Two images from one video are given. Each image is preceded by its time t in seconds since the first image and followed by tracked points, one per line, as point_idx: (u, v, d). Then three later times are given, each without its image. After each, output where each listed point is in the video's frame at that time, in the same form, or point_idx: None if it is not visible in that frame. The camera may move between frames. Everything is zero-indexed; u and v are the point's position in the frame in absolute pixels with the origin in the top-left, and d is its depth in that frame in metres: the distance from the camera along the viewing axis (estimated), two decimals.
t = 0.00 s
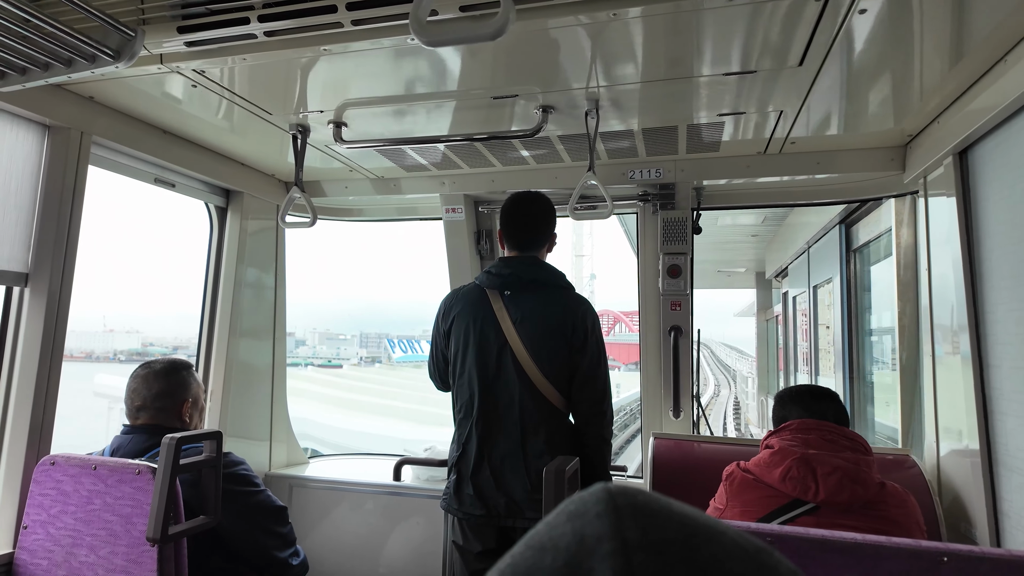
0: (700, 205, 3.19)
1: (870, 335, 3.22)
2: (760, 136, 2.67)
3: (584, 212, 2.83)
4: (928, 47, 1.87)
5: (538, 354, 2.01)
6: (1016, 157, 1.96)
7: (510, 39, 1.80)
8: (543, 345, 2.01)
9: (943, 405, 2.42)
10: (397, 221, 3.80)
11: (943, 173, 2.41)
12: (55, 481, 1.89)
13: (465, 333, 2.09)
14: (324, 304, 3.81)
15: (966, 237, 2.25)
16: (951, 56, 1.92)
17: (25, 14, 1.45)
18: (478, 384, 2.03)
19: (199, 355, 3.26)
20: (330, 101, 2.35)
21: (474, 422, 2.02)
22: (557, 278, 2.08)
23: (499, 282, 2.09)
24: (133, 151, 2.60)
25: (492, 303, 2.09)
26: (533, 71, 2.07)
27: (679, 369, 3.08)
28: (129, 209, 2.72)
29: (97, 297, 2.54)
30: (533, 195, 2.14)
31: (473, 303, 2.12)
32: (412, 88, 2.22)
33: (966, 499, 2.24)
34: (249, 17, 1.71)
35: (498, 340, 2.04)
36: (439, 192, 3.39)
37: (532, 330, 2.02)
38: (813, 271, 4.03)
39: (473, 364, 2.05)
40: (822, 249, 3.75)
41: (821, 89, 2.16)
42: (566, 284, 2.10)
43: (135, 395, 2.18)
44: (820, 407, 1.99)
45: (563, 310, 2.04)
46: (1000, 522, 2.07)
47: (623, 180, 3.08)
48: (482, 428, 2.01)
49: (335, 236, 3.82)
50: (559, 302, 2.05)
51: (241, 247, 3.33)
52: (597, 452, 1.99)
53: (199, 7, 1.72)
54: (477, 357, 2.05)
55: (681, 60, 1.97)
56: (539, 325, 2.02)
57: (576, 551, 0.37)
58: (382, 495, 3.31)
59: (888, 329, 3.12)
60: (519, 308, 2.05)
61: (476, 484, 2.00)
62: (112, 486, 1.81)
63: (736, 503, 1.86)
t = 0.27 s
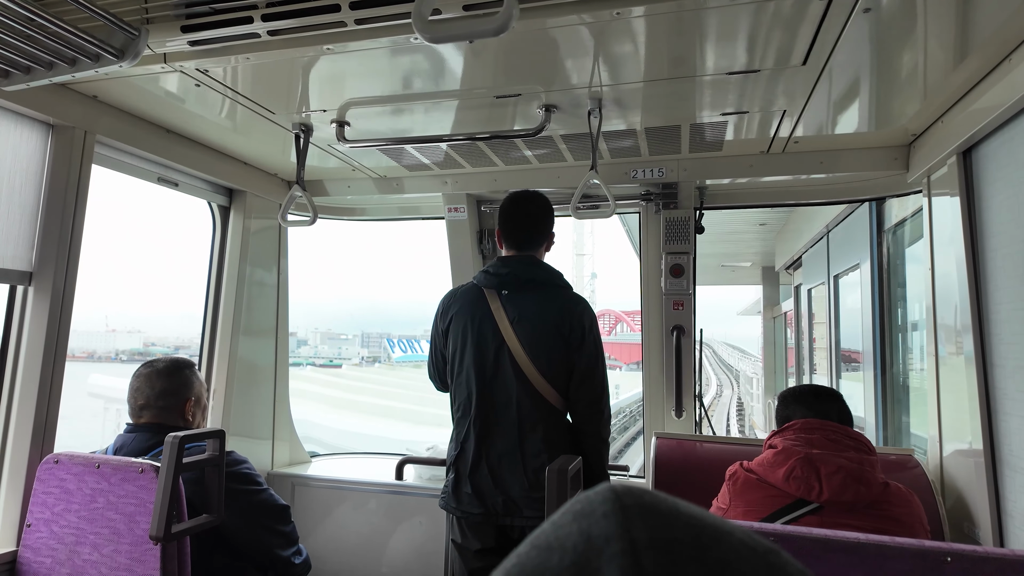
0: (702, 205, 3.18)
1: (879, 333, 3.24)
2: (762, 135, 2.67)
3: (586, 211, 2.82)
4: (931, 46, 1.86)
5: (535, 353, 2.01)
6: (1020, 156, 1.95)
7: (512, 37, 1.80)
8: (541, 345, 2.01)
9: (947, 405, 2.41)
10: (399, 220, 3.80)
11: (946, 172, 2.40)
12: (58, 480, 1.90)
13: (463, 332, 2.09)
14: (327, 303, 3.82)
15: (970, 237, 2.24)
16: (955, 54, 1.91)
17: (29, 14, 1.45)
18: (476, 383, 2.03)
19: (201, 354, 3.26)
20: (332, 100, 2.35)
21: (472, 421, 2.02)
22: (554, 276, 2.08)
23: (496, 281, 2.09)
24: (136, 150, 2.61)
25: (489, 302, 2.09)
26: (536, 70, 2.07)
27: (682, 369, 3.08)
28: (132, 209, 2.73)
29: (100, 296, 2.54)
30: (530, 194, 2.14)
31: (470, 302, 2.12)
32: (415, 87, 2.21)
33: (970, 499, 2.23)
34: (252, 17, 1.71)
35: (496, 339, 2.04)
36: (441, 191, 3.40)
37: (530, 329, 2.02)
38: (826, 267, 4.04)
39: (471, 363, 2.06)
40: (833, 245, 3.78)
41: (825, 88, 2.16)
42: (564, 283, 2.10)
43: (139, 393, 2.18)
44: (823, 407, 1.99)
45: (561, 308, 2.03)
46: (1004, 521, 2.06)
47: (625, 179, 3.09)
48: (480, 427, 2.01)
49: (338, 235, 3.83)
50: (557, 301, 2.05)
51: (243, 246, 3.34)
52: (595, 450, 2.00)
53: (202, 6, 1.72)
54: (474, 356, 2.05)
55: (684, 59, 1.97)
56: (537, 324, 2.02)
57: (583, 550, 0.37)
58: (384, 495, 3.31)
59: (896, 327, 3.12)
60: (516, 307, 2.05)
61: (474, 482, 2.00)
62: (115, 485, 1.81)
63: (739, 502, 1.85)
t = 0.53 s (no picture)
0: (703, 204, 3.18)
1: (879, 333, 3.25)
2: (763, 135, 2.67)
3: (586, 211, 2.83)
4: (932, 46, 1.86)
5: (534, 352, 2.01)
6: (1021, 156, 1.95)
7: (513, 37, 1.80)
8: (539, 345, 2.01)
9: (947, 405, 2.41)
10: (401, 220, 3.80)
11: (947, 172, 2.40)
12: (59, 479, 1.90)
13: (462, 331, 2.10)
14: (328, 303, 3.82)
15: (970, 237, 2.24)
16: (956, 54, 1.91)
17: (30, 14, 1.46)
18: (475, 383, 2.03)
19: (203, 353, 3.27)
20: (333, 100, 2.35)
21: (471, 420, 2.02)
22: (553, 276, 2.08)
23: (495, 281, 2.09)
24: (137, 150, 2.61)
25: (488, 302, 2.09)
26: (536, 70, 2.07)
27: (682, 368, 3.08)
28: (133, 208, 2.73)
29: (102, 295, 2.55)
30: (528, 193, 2.15)
31: (469, 302, 2.12)
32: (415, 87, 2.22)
33: (970, 499, 2.23)
34: (252, 17, 1.71)
35: (494, 338, 2.05)
36: (442, 191, 3.40)
37: (528, 329, 2.02)
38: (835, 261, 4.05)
39: (470, 363, 2.06)
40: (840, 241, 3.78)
41: (826, 88, 2.16)
42: (562, 282, 2.11)
43: (140, 393, 2.18)
44: (823, 407, 1.99)
45: (559, 308, 2.04)
46: (1004, 522, 2.06)
47: (626, 179, 3.09)
48: (479, 427, 2.02)
49: (339, 235, 3.83)
50: (555, 300, 2.05)
51: (244, 246, 3.34)
52: (593, 448, 2.01)
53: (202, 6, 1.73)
54: (473, 356, 2.06)
55: (684, 59, 1.97)
56: (536, 323, 2.02)
57: (578, 549, 0.37)
58: (384, 494, 3.32)
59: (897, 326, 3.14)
60: (515, 306, 2.05)
61: (474, 482, 2.00)
62: (116, 484, 1.81)
63: (738, 502, 1.86)
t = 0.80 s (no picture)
0: (704, 204, 3.17)
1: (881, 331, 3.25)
2: (764, 135, 2.67)
3: (586, 211, 2.83)
4: (932, 45, 1.85)
5: (535, 352, 2.01)
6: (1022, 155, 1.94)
7: (513, 37, 1.80)
8: (541, 345, 2.01)
9: (948, 404, 2.41)
10: (401, 221, 3.80)
11: (948, 172, 2.40)
12: (61, 479, 1.91)
13: (464, 332, 2.10)
14: (329, 303, 3.82)
15: (972, 237, 2.23)
16: (956, 54, 1.90)
17: (31, 16, 1.46)
18: (477, 383, 2.04)
19: (204, 353, 3.28)
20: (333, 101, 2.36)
21: (473, 420, 2.03)
22: (555, 276, 2.09)
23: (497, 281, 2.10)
24: (139, 151, 2.62)
25: (490, 302, 2.10)
26: (536, 70, 2.07)
27: (682, 368, 3.08)
28: (134, 209, 2.74)
29: (105, 296, 2.56)
30: (529, 194, 2.15)
31: (471, 302, 2.12)
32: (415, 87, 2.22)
33: (972, 499, 2.23)
34: (253, 18, 1.72)
35: (496, 339, 2.05)
36: (443, 191, 3.41)
37: (530, 328, 2.02)
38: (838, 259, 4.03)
39: (472, 363, 2.06)
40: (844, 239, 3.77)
41: (826, 87, 2.15)
42: (564, 283, 2.11)
43: (142, 393, 2.19)
44: (824, 408, 1.98)
45: (561, 307, 2.04)
46: (1005, 522, 2.06)
47: (626, 179, 3.09)
48: (481, 427, 2.02)
49: (340, 235, 3.83)
50: (557, 300, 2.05)
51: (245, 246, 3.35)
52: (595, 448, 2.01)
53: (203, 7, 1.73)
54: (475, 356, 2.06)
55: (684, 59, 1.97)
56: (537, 323, 2.02)
57: (575, 552, 0.37)
58: (386, 494, 3.32)
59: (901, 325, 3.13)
60: (516, 306, 2.05)
61: (476, 481, 2.00)
62: (118, 484, 1.82)
63: (739, 502, 1.86)
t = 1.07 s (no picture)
0: (706, 204, 3.16)
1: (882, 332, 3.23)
2: (766, 134, 2.67)
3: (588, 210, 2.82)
4: (935, 44, 1.85)
5: (539, 352, 2.02)
6: None
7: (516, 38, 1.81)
8: (544, 344, 2.01)
9: (951, 403, 2.41)
10: (403, 221, 3.81)
11: (951, 170, 2.39)
12: (65, 479, 1.91)
13: (468, 332, 2.10)
14: (331, 304, 3.83)
15: (974, 236, 2.23)
16: (959, 52, 1.90)
17: (36, 18, 1.47)
18: (481, 383, 2.04)
19: (207, 354, 3.29)
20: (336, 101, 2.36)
21: (477, 420, 2.03)
22: (558, 276, 2.08)
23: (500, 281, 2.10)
24: (142, 151, 2.62)
25: (493, 302, 2.10)
26: (538, 70, 2.07)
27: (684, 368, 3.08)
28: (137, 210, 2.74)
29: (107, 296, 2.57)
30: (532, 194, 2.15)
31: (475, 302, 2.13)
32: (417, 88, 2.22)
33: (975, 498, 2.22)
34: (256, 18, 1.72)
35: (500, 339, 2.05)
36: (444, 191, 3.41)
37: (533, 328, 2.02)
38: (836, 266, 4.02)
39: (475, 363, 2.06)
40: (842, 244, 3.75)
41: (829, 86, 2.15)
42: (567, 282, 2.10)
43: (145, 393, 2.19)
44: (826, 407, 1.98)
45: (564, 307, 2.04)
46: (1009, 521, 2.06)
47: (628, 178, 3.09)
48: (485, 427, 2.02)
49: (342, 235, 3.84)
50: (560, 300, 2.05)
51: (248, 247, 3.35)
52: (598, 448, 2.01)
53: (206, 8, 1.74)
54: (478, 356, 2.06)
55: (686, 59, 1.97)
56: (541, 323, 2.02)
57: (585, 549, 0.37)
58: (388, 494, 3.33)
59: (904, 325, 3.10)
60: (520, 306, 2.05)
61: (479, 481, 2.01)
62: (122, 484, 1.82)
63: (741, 502, 1.86)
